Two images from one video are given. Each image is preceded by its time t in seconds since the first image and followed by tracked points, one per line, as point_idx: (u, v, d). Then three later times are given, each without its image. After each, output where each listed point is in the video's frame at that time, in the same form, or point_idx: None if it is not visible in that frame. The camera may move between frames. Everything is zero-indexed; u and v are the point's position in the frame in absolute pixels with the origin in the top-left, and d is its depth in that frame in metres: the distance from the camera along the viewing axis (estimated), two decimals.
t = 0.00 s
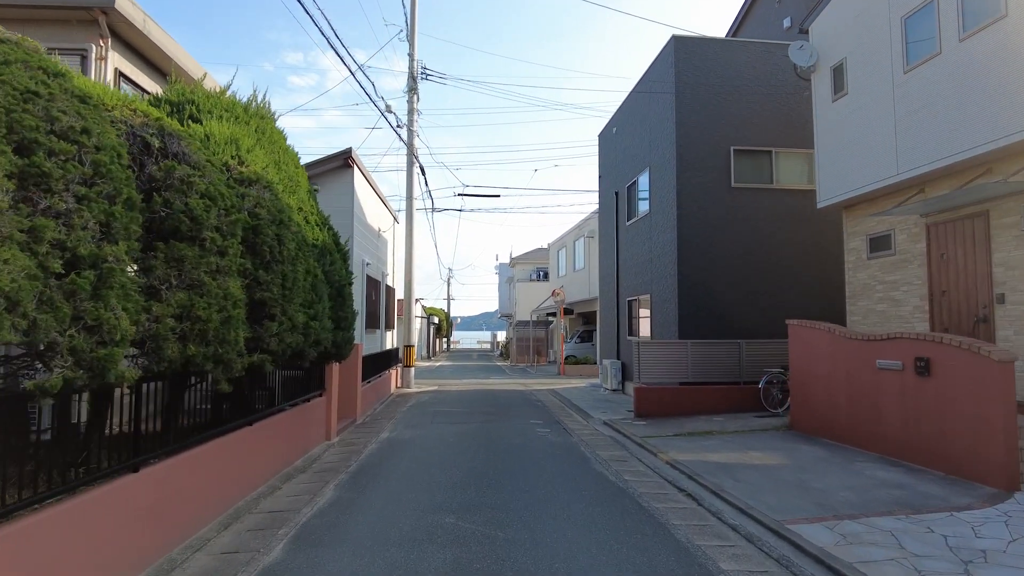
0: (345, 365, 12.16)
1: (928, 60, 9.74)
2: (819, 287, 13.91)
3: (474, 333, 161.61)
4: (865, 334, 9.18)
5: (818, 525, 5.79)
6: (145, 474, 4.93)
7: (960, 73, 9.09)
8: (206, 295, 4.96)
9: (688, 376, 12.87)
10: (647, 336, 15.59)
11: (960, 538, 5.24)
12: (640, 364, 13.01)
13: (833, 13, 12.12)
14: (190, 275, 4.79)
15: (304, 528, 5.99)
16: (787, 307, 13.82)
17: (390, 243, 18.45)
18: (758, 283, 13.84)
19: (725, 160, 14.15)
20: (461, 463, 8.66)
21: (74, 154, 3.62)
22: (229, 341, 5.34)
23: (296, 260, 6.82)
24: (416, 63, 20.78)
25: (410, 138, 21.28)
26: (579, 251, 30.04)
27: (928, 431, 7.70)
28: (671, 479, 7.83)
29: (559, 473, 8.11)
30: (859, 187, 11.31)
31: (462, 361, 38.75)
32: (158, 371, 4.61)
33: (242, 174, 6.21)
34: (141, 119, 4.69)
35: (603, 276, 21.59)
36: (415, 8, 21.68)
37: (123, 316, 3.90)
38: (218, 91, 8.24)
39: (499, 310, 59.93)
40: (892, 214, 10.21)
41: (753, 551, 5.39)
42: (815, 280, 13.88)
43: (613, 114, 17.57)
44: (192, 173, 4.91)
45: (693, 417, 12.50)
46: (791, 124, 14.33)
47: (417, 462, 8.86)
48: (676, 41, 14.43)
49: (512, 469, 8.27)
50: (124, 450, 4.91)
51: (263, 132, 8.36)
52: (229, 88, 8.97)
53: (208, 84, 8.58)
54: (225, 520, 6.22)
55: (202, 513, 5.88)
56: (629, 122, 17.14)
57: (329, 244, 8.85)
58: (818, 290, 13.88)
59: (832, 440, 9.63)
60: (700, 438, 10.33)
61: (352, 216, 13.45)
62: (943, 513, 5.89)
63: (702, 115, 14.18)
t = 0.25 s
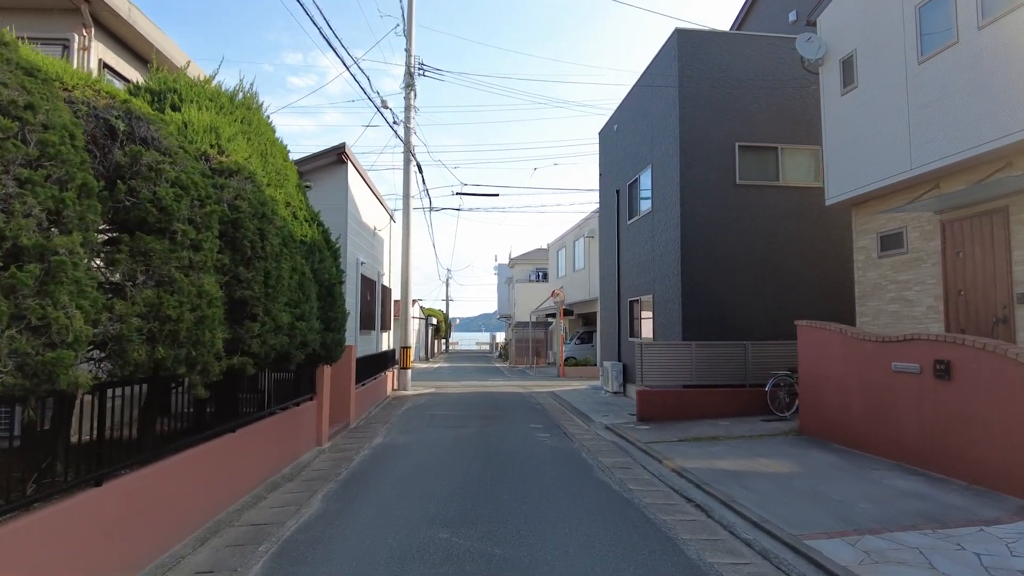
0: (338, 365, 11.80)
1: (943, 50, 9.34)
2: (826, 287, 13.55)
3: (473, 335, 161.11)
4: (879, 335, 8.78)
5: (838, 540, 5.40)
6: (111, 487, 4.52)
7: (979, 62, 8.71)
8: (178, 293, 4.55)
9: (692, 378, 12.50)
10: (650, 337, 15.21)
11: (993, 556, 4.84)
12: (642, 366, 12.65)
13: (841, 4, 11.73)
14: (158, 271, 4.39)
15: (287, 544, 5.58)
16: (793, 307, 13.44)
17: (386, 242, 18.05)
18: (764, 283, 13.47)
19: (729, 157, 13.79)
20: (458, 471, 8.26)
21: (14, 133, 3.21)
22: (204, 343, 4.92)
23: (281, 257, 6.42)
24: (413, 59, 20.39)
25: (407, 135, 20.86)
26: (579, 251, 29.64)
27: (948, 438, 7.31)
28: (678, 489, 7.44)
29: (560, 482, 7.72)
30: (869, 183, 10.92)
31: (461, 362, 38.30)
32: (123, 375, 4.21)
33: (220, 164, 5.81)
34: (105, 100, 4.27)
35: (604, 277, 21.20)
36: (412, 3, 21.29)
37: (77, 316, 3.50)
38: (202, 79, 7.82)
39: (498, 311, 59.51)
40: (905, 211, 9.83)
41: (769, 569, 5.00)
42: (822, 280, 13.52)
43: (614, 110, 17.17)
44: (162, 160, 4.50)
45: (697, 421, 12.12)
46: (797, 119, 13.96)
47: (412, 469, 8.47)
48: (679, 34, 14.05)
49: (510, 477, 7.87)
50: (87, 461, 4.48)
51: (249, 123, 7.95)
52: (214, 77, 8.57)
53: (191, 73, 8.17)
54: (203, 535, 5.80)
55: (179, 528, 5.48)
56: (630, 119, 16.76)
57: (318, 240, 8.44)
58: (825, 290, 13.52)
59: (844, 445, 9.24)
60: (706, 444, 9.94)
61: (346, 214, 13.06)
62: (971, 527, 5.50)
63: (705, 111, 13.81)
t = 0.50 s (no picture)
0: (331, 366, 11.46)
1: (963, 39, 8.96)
2: (835, 286, 13.18)
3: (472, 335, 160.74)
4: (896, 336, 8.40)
5: (863, 557, 5.03)
6: (74, 503, 4.16)
7: (1001, 51, 8.33)
8: (150, 290, 4.16)
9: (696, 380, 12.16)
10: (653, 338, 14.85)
11: None
12: (647, 367, 12.32)
13: None
14: (126, 267, 3.99)
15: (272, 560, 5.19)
16: (801, 306, 13.07)
17: (384, 240, 17.68)
18: (771, 282, 13.10)
19: (736, 152, 13.43)
20: (456, 478, 7.88)
21: None
22: (179, 345, 4.53)
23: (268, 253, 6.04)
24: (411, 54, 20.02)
25: (405, 131, 20.47)
26: (579, 250, 29.28)
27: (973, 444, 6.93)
28: (687, 499, 7.06)
29: (563, 490, 7.35)
30: (883, 179, 10.54)
31: (460, 363, 37.92)
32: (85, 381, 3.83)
33: (201, 153, 5.42)
34: (68, 77, 3.87)
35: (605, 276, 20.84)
36: None
37: (25, 316, 3.12)
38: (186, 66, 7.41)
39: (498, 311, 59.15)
40: (920, 207, 9.47)
41: None
42: (831, 278, 13.15)
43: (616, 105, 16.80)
44: (131, 145, 4.09)
45: (703, 425, 11.76)
46: (805, 114, 13.60)
47: (408, 476, 8.10)
48: (684, 26, 13.69)
49: (511, 486, 7.50)
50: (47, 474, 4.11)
51: (236, 112, 7.54)
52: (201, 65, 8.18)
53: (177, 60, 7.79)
54: (182, 551, 5.42)
55: (153, 544, 5.10)
56: (633, 114, 16.40)
57: (309, 236, 8.05)
58: (834, 289, 13.15)
59: (859, 450, 8.87)
60: (713, 449, 9.57)
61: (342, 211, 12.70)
62: (1006, 543, 5.13)
63: (711, 105, 13.44)
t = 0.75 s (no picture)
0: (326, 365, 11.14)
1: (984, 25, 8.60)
2: (844, 284, 12.86)
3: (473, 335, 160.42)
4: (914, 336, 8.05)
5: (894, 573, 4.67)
6: (37, 514, 3.89)
7: None
8: (119, 283, 3.79)
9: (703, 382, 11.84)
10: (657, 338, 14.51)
11: None
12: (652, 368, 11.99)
13: None
14: (91, 256, 3.62)
15: None
16: (810, 306, 12.74)
17: (382, 238, 17.32)
18: (779, 280, 12.78)
19: (744, 147, 13.14)
20: (455, 484, 7.53)
21: None
22: (153, 343, 4.15)
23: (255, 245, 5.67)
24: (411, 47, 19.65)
25: (405, 126, 20.12)
26: (581, 250, 28.96)
27: (1000, 449, 6.58)
28: (699, 507, 6.71)
29: (568, 498, 7.01)
30: (900, 173, 10.18)
31: (460, 363, 37.56)
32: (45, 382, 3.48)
33: (182, 137, 5.05)
34: (27, 47, 3.50)
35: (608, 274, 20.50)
36: None
37: None
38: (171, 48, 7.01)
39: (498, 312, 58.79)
40: (938, 201, 9.12)
41: None
42: (840, 277, 12.83)
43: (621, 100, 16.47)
44: (98, 123, 3.72)
45: (710, 427, 11.41)
46: (814, 109, 13.29)
47: (404, 482, 7.74)
48: (691, 18, 13.35)
49: (513, 493, 7.16)
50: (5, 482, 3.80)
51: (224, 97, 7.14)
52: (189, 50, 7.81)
53: (164, 44, 7.43)
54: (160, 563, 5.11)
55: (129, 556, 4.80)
56: (638, 109, 16.06)
57: (301, 230, 7.69)
58: (844, 287, 12.83)
59: (875, 455, 8.51)
60: (723, 453, 9.22)
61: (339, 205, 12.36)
62: None
63: (718, 99, 13.11)
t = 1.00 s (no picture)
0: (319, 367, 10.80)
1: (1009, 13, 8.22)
2: (855, 284, 12.52)
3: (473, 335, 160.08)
4: (936, 339, 7.66)
5: None
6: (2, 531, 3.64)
7: None
8: (78, 283, 3.41)
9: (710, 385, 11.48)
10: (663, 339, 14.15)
11: None
12: (659, 371, 11.64)
13: None
14: (43, 252, 3.24)
15: None
16: (820, 307, 12.39)
17: (381, 237, 16.96)
18: (788, 281, 12.44)
19: (753, 144, 12.79)
20: (454, 494, 7.18)
21: None
22: (122, 348, 3.77)
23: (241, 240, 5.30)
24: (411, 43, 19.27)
25: (405, 123, 19.75)
26: (583, 249, 28.60)
27: None
28: (713, 521, 6.35)
29: (573, 510, 6.65)
30: (917, 168, 9.81)
31: (460, 364, 37.20)
32: None
33: (158, 125, 4.69)
34: None
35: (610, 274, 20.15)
36: None
37: None
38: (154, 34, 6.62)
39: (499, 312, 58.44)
40: (958, 198, 8.75)
41: None
42: (851, 277, 12.47)
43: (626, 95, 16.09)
44: (50, 103, 3.32)
45: (719, 432, 11.05)
46: (824, 104, 12.93)
47: (400, 491, 7.40)
48: (698, 10, 12.99)
49: (515, 504, 6.80)
50: None
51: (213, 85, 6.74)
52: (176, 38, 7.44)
53: (149, 32, 7.06)
54: None
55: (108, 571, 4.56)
56: (642, 105, 15.70)
57: (293, 227, 7.33)
58: (854, 288, 12.50)
59: (894, 463, 8.13)
60: (733, 460, 8.87)
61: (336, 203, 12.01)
62: None
63: (726, 94, 12.75)
